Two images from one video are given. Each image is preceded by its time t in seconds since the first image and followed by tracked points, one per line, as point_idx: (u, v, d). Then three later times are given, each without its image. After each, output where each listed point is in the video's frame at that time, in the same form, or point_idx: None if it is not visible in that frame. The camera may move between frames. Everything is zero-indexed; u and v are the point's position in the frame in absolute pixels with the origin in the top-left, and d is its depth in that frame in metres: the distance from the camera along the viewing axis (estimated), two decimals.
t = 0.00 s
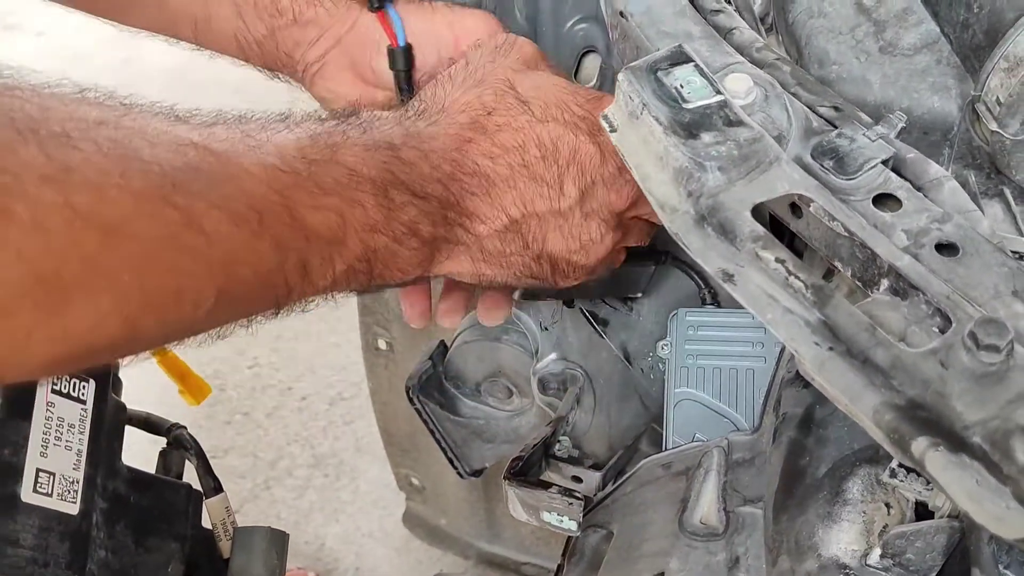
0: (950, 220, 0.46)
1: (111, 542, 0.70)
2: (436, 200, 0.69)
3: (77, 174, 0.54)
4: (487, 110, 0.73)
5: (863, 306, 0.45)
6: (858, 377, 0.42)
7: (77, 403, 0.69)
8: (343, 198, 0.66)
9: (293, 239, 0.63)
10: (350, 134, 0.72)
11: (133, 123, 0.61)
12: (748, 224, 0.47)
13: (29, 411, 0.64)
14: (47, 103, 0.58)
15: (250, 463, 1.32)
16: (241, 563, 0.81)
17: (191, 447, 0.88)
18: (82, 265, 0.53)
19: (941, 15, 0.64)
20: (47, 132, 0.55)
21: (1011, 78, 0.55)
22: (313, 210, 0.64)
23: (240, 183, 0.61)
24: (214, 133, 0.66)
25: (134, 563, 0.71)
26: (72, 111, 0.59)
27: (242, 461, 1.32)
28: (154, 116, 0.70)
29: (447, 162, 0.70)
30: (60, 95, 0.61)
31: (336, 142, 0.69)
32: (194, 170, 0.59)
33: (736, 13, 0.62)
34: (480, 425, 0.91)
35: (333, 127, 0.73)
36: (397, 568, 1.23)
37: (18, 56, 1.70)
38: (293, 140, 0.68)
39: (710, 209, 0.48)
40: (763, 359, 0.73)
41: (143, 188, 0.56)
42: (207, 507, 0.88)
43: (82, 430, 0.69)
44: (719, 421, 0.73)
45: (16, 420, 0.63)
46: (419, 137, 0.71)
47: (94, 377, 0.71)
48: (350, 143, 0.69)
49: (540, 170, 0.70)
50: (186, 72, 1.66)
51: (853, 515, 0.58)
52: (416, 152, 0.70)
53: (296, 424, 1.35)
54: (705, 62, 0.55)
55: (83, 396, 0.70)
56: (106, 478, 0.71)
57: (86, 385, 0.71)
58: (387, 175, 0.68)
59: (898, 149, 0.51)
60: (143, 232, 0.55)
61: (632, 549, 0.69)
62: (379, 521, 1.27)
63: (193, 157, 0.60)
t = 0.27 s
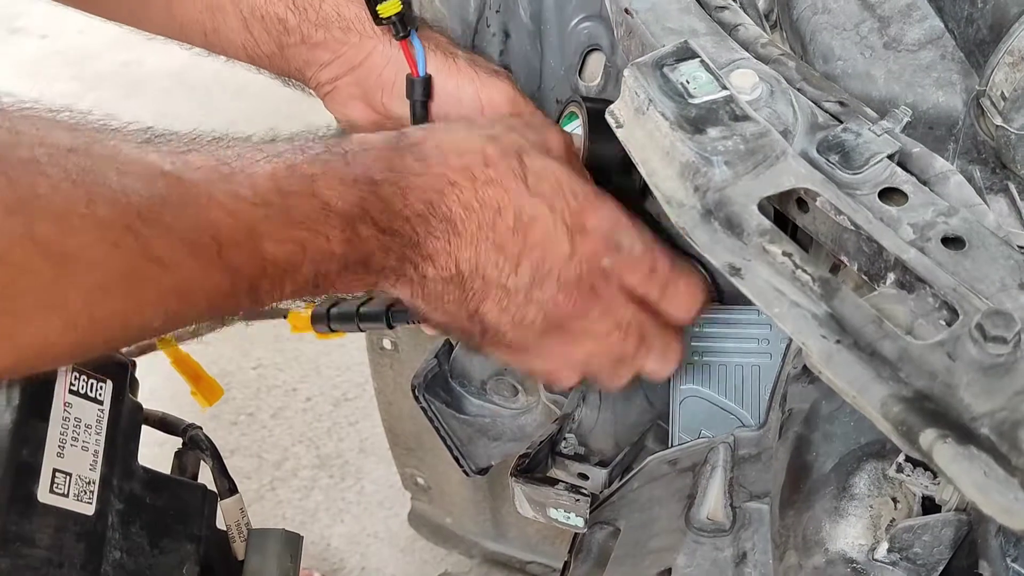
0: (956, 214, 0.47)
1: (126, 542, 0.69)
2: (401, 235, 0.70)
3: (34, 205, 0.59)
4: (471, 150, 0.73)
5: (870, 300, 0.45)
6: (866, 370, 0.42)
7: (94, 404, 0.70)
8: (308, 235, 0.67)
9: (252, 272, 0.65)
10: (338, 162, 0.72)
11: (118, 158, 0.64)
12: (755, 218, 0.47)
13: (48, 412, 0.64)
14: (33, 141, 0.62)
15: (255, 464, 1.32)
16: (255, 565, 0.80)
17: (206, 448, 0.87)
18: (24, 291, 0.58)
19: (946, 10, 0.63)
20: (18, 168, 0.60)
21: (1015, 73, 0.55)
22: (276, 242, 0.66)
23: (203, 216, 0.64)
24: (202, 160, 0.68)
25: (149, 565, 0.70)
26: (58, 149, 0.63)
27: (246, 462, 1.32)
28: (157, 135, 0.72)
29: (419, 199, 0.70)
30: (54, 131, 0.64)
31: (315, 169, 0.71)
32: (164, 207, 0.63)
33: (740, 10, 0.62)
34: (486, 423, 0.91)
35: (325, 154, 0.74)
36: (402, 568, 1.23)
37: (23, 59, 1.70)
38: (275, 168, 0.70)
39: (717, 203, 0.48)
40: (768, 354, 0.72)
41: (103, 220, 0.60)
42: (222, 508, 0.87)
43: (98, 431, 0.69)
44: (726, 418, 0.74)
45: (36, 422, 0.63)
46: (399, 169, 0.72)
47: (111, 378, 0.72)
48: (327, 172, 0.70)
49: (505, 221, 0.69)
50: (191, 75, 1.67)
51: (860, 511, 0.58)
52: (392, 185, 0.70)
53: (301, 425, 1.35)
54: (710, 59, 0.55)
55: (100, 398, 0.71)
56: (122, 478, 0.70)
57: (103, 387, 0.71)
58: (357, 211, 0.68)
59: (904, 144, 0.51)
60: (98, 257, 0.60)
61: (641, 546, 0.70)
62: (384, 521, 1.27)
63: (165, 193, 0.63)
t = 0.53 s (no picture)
0: (958, 209, 0.47)
1: (139, 539, 0.69)
2: (410, 289, 0.74)
3: (80, 256, 0.57)
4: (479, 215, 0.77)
5: (873, 294, 0.46)
6: (868, 364, 0.43)
7: (110, 402, 0.69)
8: (327, 290, 0.69)
9: (268, 321, 0.66)
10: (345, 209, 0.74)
11: (147, 202, 0.62)
12: (758, 214, 0.47)
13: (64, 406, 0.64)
14: (65, 178, 0.59)
15: (259, 464, 1.32)
16: (267, 563, 0.79)
17: (219, 446, 0.87)
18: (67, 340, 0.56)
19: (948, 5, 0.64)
20: (60, 213, 0.57)
21: (1017, 69, 0.54)
22: (297, 300, 0.67)
23: (231, 266, 0.64)
24: (218, 204, 0.67)
25: (162, 561, 0.71)
26: (92, 191, 0.60)
27: (251, 462, 1.32)
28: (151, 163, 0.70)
29: (431, 256, 0.75)
30: (79, 167, 0.61)
31: (326, 219, 0.73)
32: (197, 258, 0.62)
33: (743, 8, 0.62)
34: (490, 421, 0.91)
35: (327, 206, 0.75)
36: (406, 567, 1.23)
37: (27, 61, 1.71)
38: (291, 218, 0.71)
39: (720, 199, 0.48)
40: (772, 352, 0.73)
41: (145, 276, 0.59)
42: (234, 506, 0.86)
43: (113, 428, 0.68)
44: (729, 414, 0.73)
45: (52, 416, 0.62)
46: (410, 229, 0.75)
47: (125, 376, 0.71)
48: (344, 228, 0.72)
49: (523, 277, 0.77)
50: (194, 77, 1.67)
51: (863, 505, 0.58)
52: (404, 244, 0.74)
53: (305, 425, 1.36)
54: (713, 56, 0.55)
55: (115, 396, 0.69)
56: (136, 476, 0.70)
57: (118, 384, 0.70)
58: (376, 270, 0.72)
59: (906, 139, 0.51)
60: (134, 314, 0.58)
61: (647, 542, 0.70)
62: (388, 520, 1.27)
63: (197, 244, 0.62)
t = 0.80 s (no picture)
0: (958, 205, 0.47)
1: (137, 529, 0.69)
2: (408, 264, 0.74)
3: (74, 248, 0.57)
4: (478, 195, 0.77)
5: (872, 290, 0.46)
6: (867, 360, 0.43)
7: (105, 393, 0.69)
8: (325, 268, 0.69)
9: (264, 298, 0.67)
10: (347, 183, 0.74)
11: (141, 188, 0.61)
12: (757, 210, 0.48)
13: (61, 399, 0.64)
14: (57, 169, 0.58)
15: (262, 464, 1.32)
16: (264, 552, 0.79)
17: (216, 437, 0.88)
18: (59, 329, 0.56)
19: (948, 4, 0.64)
20: (53, 206, 0.57)
21: (1016, 66, 0.54)
22: (296, 277, 0.68)
23: (227, 251, 0.63)
24: (214, 181, 0.66)
25: (158, 551, 0.70)
26: (85, 179, 0.59)
27: (253, 462, 1.33)
28: (146, 144, 0.68)
29: (429, 230, 0.74)
30: (70, 155, 0.60)
31: (325, 192, 0.72)
32: (193, 243, 0.62)
33: (743, 6, 0.62)
34: (491, 420, 0.91)
35: (326, 177, 0.75)
36: (408, 567, 1.23)
37: (29, 62, 1.71)
38: (288, 193, 0.70)
39: (719, 196, 0.48)
40: (773, 350, 0.73)
41: (140, 263, 0.59)
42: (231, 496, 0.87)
43: (110, 420, 0.68)
44: (729, 412, 0.74)
45: (48, 408, 0.63)
46: (409, 203, 0.75)
47: (121, 368, 0.71)
48: (343, 203, 0.72)
49: (524, 259, 0.76)
50: (195, 77, 1.67)
51: (864, 502, 0.58)
52: (403, 219, 0.74)
53: (307, 425, 1.36)
54: (713, 54, 0.55)
55: (111, 387, 0.70)
56: (133, 467, 0.71)
57: (114, 377, 0.70)
58: (374, 247, 0.72)
59: (905, 136, 0.51)
60: (126, 299, 0.59)
61: (648, 539, 0.71)
62: (390, 520, 1.27)
63: (193, 229, 0.62)
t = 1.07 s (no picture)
0: (953, 205, 0.46)
1: (125, 524, 0.69)
2: (399, 260, 0.74)
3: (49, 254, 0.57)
4: (480, 189, 0.75)
5: (867, 291, 0.45)
6: (862, 362, 0.42)
7: (94, 387, 0.69)
8: (311, 265, 0.70)
9: (250, 294, 0.68)
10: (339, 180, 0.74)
11: (122, 192, 0.62)
12: (751, 210, 0.47)
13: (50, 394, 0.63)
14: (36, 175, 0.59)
15: (260, 465, 1.32)
16: (255, 547, 0.79)
17: (207, 431, 0.87)
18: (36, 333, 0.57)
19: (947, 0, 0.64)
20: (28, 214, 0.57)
21: (1014, 64, 0.54)
22: (279, 275, 0.69)
23: (209, 255, 0.64)
24: (201, 180, 0.67)
25: (148, 546, 0.70)
26: (64, 185, 0.60)
27: (252, 463, 1.32)
28: (140, 143, 0.70)
29: (425, 228, 0.74)
30: (50, 159, 0.61)
31: (315, 188, 0.72)
32: (173, 248, 0.62)
33: (738, 4, 0.62)
34: (488, 421, 0.91)
35: (317, 170, 0.75)
36: (407, 568, 1.23)
37: (28, 62, 1.71)
38: (275, 190, 0.70)
39: (712, 195, 0.48)
40: (769, 351, 0.73)
41: (119, 267, 0.60)
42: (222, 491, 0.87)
43: (98, 414, 0.68)
44: (726, 413, 0.73)
45: (37, 405, 0.62)
46: (403, 198, 0.75)
47: (110, 362, 0.71)
48: (333, 201, 0.72)
49: (523, 260, 0.75)
50: (193, 77, 1.67)
51: (861, 505, 0.57)
52: (397, 216, 0.74)
53: (306, 426, 1.35)
54: (707, 53, 0.55)
55: (100, 382, 0.69)
56: (122, 461, 0.70)
57: (103, 370, 0.70)
58: (363, 244, 0.72)
59: (901, 135, 0.51)
60: (104, 306, 0.60)
61: (643, 542, 0.71)
62: (389, 521, 1.27)
63: (173, 232, 0.63)
